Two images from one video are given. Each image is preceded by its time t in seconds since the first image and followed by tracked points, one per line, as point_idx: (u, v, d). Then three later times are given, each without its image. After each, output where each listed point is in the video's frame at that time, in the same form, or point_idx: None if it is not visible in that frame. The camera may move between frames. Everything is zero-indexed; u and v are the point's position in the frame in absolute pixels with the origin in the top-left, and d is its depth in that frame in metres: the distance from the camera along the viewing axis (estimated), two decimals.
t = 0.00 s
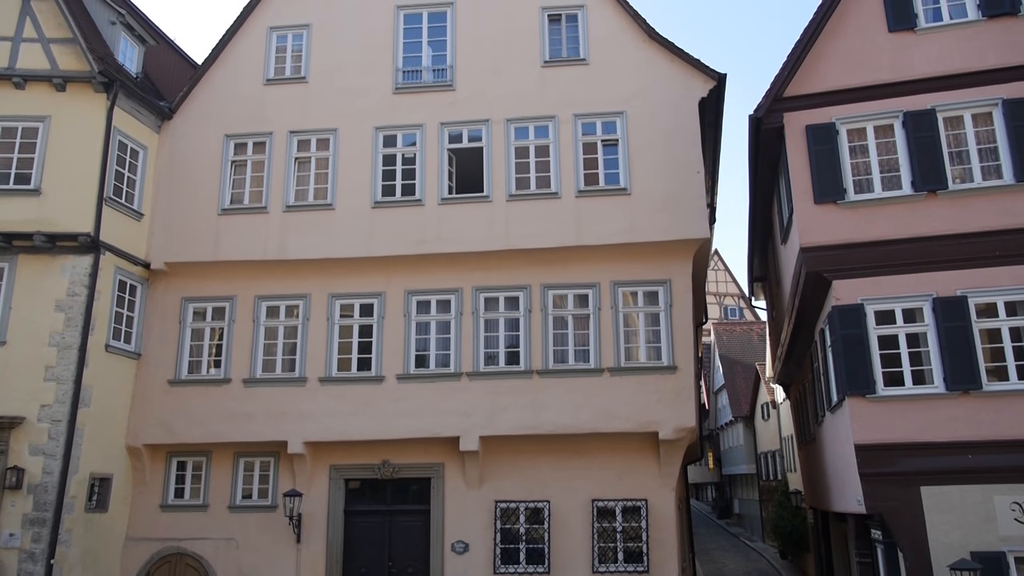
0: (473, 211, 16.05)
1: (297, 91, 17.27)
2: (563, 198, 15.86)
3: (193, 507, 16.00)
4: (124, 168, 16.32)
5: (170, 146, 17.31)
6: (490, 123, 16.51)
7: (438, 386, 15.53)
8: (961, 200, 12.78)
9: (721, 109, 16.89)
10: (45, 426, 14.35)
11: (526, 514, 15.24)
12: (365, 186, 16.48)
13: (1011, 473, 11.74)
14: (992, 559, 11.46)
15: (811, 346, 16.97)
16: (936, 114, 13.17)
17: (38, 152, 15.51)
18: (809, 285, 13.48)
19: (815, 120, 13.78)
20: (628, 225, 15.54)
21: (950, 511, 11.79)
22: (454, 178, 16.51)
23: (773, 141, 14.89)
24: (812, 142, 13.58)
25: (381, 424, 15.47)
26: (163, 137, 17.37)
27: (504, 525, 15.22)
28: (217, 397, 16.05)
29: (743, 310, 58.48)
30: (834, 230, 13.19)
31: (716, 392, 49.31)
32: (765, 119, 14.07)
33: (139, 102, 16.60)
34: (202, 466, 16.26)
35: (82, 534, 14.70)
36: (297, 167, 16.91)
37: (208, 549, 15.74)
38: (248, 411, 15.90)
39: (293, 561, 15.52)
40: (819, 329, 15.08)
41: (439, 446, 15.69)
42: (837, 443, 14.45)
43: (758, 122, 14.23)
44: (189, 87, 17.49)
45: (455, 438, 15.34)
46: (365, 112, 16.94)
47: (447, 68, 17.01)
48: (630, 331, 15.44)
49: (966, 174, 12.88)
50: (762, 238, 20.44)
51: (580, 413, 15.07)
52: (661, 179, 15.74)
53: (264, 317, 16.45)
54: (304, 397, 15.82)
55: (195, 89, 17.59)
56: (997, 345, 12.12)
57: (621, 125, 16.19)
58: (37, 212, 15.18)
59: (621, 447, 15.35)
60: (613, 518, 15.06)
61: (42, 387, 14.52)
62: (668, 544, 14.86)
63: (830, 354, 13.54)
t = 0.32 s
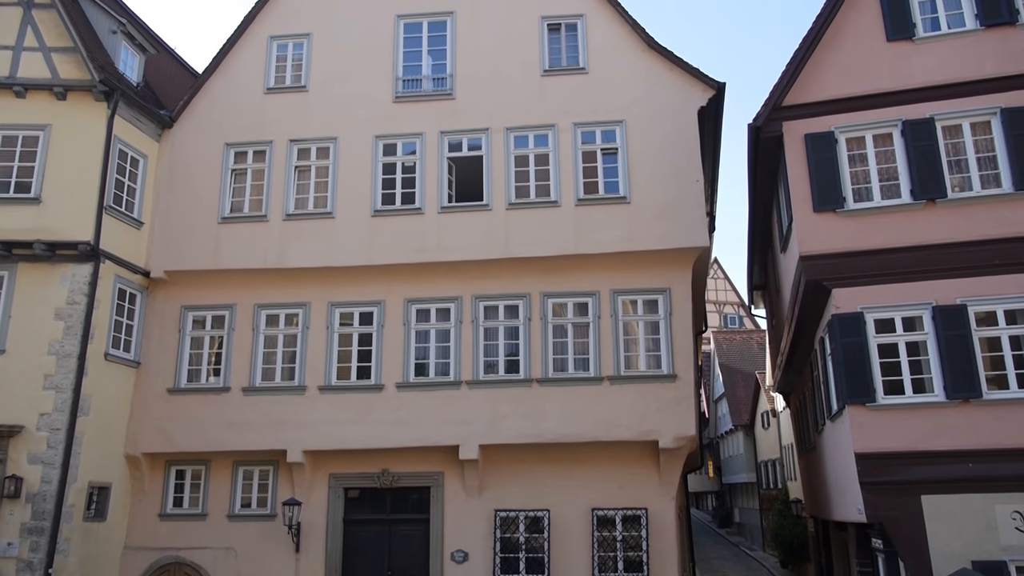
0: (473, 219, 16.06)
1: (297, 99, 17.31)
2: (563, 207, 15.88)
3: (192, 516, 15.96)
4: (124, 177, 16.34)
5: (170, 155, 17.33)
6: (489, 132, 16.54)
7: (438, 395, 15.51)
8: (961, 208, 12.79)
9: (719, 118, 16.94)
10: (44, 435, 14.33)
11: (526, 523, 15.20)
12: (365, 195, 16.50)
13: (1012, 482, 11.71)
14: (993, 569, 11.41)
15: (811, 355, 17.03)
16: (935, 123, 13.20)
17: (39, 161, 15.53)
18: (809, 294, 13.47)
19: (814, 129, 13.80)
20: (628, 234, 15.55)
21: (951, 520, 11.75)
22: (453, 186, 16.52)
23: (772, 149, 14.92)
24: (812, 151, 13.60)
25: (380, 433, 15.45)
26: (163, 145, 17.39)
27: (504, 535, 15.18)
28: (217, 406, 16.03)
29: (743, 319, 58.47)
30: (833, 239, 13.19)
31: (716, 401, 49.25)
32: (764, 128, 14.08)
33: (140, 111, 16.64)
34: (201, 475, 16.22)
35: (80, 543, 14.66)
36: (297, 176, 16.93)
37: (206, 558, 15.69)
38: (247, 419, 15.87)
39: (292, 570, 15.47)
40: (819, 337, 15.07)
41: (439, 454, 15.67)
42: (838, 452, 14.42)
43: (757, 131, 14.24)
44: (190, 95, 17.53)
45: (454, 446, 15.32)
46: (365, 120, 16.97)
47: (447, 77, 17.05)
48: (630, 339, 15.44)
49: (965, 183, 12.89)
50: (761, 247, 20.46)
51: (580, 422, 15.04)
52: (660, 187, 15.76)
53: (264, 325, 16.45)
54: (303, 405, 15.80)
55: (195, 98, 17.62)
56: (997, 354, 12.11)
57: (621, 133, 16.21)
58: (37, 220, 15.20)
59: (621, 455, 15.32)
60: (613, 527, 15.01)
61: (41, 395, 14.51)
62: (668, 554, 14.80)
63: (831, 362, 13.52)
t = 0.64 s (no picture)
0: (473, 228, 16.07)
1: (298, 108, 17.34)
2: (563, 216, 15.88)
3: (191, 526, 15.91)
4: (125, 186, 16.36)
5: (171, 163, 17.36)
6: (489, 141, 16.56)
7: (437, 404, 15.49)
8: (960, 217, 12.80)
9: (719, 126, 16.96)
10: (43, 444, 14.31)
11: (526, 532, 15.16)
12: (365, 203, 16.51)
13: (1013, 491, 11.68)
14: None
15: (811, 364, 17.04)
16: (935, 132, 13.22)
17: (40, 170, 15.56)
18: (809, 302, 13.44)
19: (814, 137, 13.82)
20: (628, 242, 15.55)
21: (952, 530, 11.72)
22: (453, 195, 16.53)
23: (772, 158, 14.93)
24: (811, 160, 13.62)
25: (380, 442, 15.42)
26: (164, 154, 17.42)
27: (504, 544, 15.13)
28: (217, 415, 16.01)
29: (743, 327, 58.46)
30: (833, 247, 13.19)
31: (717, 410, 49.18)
32: (764, 136, 14.09)
33: (140, 120, 16.68)
34: (200, 484, 16.18)
35: (79, 552, 14.61)
36: (297, 185, 16.95)
37: (205, 568, 15.63)
38: (247, 428, 15.85)
39: None
40: (819, 346, 15.05)
41: (439, 463, 15.63)
42: (839, 461, 14.38)
43: (756, 140, 14.25)
44: (191, 104, 17.57)
45: (454, 455, 15.28)
46: (365, 129, 17.00)
47: (447, 86, 17.09)
48: (630, 348, 15.42)
49: (964, 192, 12.90)
50: (761, 255, 20.46)
51: (580, 431, 15.02)
52: (660, 196, 15.77)
53: (264, 334, 16.44)
54: (303, 415, 15.78)
55: (196, 107, 17.66)
56: (997, 363, 12.09)
57: (620, 143, 16.24)
58: (38, 229, 15.21)
59: (621, 465, 15.29)
60: (613, 537, 14.96)
61: (41, 404, 14.49)
62: (668, 564, 14.74)
63: (831, 371, 13.50)
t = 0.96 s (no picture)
0: (473, 236, 16.08)
1: (299, 118, 17.38)
2: (563, 224, 15.90)
3: (190, 535, 15.86)
4: (126, 195, 16.39)
5: (171, 172, 17.39)
6: (490, 150, 16.58)
7: (437, 413, 15.47)
8: (960, 225, 12.81)
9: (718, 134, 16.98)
10: (42, 453, 14.29)
11: (526, 541, 15.11)
12: (365, 212, 16.53)
13: (1014, 500, 11.65)
14: None
15: (812, 372, 17.04)
16: (934, 141, 13.23)
17: (40, 179, 15.58)
18: (809, 310, 13.42)
19: (813, 146, 13.84)
20: (629, 251, 15.55)
21: (954, 539, 11.69)
22: (453, 204, 16.55)
23: (771, 166, 14.94)
24: (811, 168, 13.63)
25: (379, 451, 15.39)
26: (164, 163, 17.46)
27: (504, 554, 15.08)
28: (216, 424, 15.99)
29: (743, 336, 58.45)
30: (833, 256, 13.19)
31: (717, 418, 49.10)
32: (764, 145, 14.10)
33: (141, 129, 16.73)
34: (199, 493, 16.14)
35: (78, 562, 14.57)
36: (298, 194, 16.97)
37: None
38: (247, 437, 15.82)
39: None
40: (820, 355, 15.03)
41: (439, 472, 15.60)
42: (840, 469, 14.33)
43: (756, 148, 14.25)
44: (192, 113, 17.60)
45: (455, 464, 15.25)
46: (365, 138, 17.04)
47: (447, 95, 17.13)
48: (630, 357, 15.41)
49: (963, 201, 12.91)
50: (761, 263, 20.46)
51: (580, 439, 14.99)
52: (660, 204, 15.78)
53: (264, 343, 16.43)
54: (302, 424, 15.76)
55: (197, 116, 17.70)
56: (998, 371, 12.07)
57: (620, 151, 16.26)
58: (38, 238, 15.22)
59: (621, 474, 15.26)
60: (614, 546, 14.91)
61: (40, 413, 14.47)
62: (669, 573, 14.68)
63: (831, 379, 13.48)
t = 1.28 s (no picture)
0: (474, 246, 16.09)
1: (301, 128, 17.42)
2: (564, 234, 15.91)
3: (190, 546, 15.82)
4: (127, 205, 16.43)
5: (174, 183, 17.45)
6: (491, 160, 16.61)
7: (438, 423, 15.44)
8: (960, 236, 12.81)
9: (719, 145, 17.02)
10: (42, 463, 14.27)
11: (527, 553, 15.07)
12: (366, 222, 16.55)
13: (1018, 511, 11.60)
14: None
15: (813, 383, 17.03)
16: (934, 151, 13.25)
17: (42, 190, 15.62)
18: (810, 320, 13.41)
19: (814, 156, 13.85)
20: (630, 261, 15.56)
21: (957, 550, 11.65)
22: (454, 214, 16.57)
23: (772, 177, 14.96)
24: (812, 178, 13.65)
25: (380, 462, 15.36)
26: (166, 173, 17.50)
27: (505, 565, 15.04)
28: (217, 434, 15.97)
29: (744, 346, 58.42)
30: (834, 266, 13.19)
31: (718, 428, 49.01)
32: (764, 155, 14.12)
33: (144, 140, 16.79)
34: (199, 504, 16.10)
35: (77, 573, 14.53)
36: (299, 204, 17.00)
37: None
38: (247, 447, 15.80)
39: None
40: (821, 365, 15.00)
41: (440, 483, 15.56)
42: (842, 481, 14.29)
43: (756, 159, 14.27)
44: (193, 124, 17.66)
45: (456, 475, 15.22)
46: (366, 148, 17.07)
47: (449, 106, 17.17)
48: (631, 367, 15.38)
49: (964, 211, 12.91)
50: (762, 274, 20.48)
51: (582, 450, 14.95)
52: (661, 214, 15.80)
53: (265, 353, 16.42)
54: (303, 434, 15.73)
55: (198, 126, 17.75)
56: (1000, 381, 12.04)
57: (621, 162, 16.28)
58: (40, 248, 15.24)
59: (623, 484, 15.22)
60: (615, 557, 14.86)
61: (41, 423, 14.46)
62: None
63: (833, 390, 13.45)
